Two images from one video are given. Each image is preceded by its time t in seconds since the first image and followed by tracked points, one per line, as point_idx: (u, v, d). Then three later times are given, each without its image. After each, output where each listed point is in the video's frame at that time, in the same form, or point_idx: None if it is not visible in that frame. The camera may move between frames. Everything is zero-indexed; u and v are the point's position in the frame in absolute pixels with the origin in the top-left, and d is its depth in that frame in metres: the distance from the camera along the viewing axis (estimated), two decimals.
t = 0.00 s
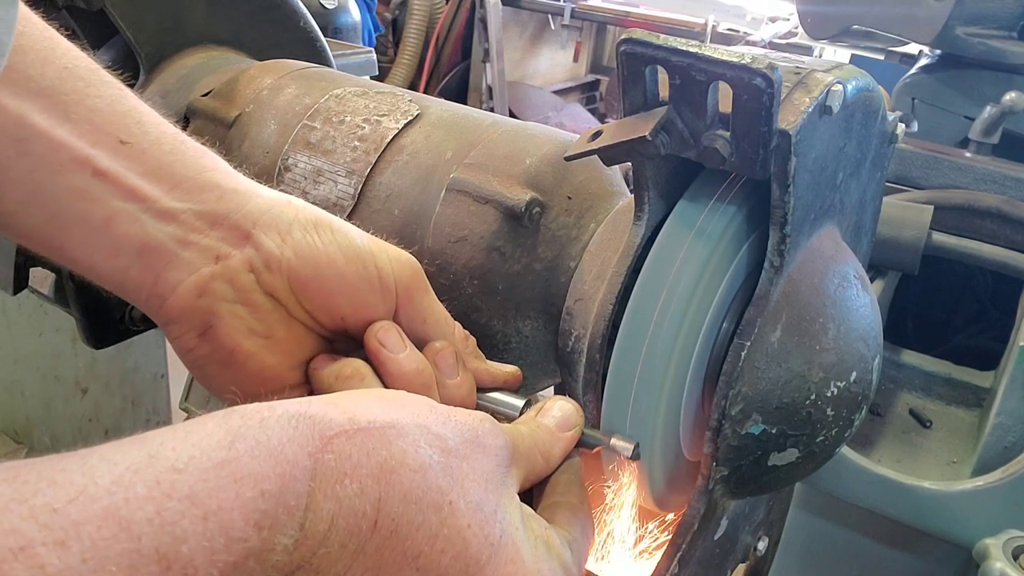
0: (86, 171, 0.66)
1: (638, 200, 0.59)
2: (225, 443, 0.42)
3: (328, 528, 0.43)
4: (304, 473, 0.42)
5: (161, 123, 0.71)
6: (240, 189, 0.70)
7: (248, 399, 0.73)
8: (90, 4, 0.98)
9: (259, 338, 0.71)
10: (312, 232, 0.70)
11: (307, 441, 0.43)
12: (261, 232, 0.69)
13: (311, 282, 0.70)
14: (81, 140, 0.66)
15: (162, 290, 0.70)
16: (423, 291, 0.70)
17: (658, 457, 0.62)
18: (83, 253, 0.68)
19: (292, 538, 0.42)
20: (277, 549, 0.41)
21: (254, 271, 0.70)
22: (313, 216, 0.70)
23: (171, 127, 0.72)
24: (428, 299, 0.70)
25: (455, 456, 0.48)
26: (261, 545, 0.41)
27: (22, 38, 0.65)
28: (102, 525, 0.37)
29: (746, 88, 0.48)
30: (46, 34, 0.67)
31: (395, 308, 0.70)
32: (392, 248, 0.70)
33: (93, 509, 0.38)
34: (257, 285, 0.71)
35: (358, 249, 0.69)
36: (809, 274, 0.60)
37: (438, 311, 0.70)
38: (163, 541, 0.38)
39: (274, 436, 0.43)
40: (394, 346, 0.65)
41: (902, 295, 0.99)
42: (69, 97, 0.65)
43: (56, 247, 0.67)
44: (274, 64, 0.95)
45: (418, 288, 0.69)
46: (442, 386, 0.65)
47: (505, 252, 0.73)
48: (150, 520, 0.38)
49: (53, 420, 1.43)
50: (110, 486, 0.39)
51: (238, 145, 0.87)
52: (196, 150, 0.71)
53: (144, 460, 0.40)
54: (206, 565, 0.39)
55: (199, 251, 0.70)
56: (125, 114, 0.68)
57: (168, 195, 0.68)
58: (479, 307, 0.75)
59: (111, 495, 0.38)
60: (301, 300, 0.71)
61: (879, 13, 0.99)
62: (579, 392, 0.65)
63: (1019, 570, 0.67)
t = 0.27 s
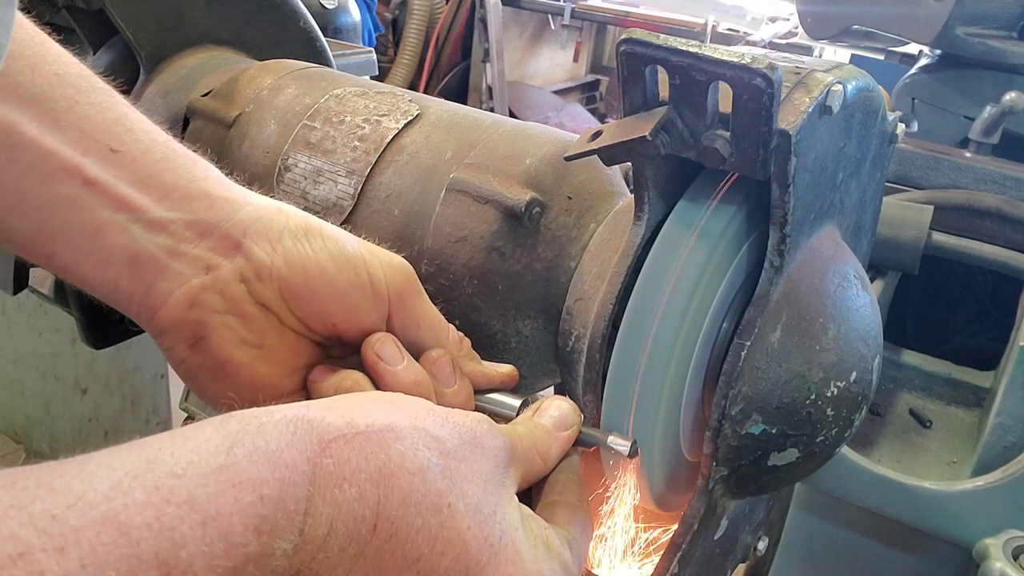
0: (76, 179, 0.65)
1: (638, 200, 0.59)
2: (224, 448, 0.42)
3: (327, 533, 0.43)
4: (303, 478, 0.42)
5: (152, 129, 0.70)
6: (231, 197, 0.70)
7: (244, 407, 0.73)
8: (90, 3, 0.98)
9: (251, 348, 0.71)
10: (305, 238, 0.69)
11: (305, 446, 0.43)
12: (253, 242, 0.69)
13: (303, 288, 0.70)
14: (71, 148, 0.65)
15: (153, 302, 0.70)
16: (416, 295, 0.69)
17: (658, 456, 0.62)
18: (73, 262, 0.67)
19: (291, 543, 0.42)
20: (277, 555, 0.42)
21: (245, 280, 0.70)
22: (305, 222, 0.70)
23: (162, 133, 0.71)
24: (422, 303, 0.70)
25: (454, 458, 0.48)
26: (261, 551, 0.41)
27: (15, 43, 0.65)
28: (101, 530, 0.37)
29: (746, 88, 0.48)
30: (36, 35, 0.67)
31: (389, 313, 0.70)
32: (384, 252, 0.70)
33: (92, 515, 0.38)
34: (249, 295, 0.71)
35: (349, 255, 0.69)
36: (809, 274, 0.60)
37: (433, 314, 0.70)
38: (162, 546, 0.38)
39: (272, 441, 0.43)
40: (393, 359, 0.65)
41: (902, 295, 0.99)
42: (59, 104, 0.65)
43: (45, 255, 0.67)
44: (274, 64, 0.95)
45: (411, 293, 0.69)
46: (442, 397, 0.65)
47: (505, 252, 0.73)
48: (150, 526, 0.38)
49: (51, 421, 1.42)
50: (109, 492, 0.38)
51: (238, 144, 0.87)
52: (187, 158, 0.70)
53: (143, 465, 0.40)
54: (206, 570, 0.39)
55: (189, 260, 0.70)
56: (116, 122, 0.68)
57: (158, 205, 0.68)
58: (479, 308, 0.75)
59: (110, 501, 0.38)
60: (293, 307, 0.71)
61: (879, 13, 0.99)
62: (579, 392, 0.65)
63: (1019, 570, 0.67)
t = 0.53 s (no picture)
0: (71, 185, 0.65)
1: (638, 200, 0.59)
2: (219, 451, 0.42)
3: (324, 536, 0.43)
4: (298, 481, 0.43)
5: (147, 131, 0.70)
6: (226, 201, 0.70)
7: (240, 410, 0.73)
8: (89, 3, 0.98)
9: (246, 352, 0.72)
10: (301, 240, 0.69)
11: (301, 449, 0.43)
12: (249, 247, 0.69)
13: (300, 290, 0.70)
14: (66, 152, 0.65)
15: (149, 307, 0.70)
16: (412, 296, 0.69)
17: (658, 456, 0.62)
18: (68, 266, 0.67)
19: (287, 546, 0.42)
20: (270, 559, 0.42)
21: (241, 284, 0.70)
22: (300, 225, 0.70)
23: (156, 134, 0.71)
24: (418, 303, 0.70)
25: (452, 459, 0.48)
26: (257, 555, 0.41)
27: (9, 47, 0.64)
28: (94, 533, 0.37)
29: (746, 88, 0.48)
30: (30, 38, 0.67)
31: (385, 315, 0.70)
32: (380, 252, 0.70)
33: (86, 518, 0.37)
34: (244, 299, 0.70)
35: (345, 257, 0.69)
36: (809, 274, 0.60)
37: (429, 314, 0.70)
38: (156, 549, 0.38)
39: (268, 444, 0.43)
40: (392, 364, 0.65)
41: (901, 295, 0.99)
42: (52, 107, 0.64)
43: (41, 260, 0.66)
44: (275, 64, 0.95)
45: (408, 293, 0.69)
46: (442, 402, 0.65)
47: (505, 252, 0.73)
48: (144, 529, 0.38)
49: (51, 421, 1.42)
50: (103, 495, 0.38)
51: (238, 144, 0.87)
52: (183, 160, 0.70)
53: (137, 468, 0.40)
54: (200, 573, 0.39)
55: (185, 265, 0.70)
56: (110, 124, 0.67)
57: (154, 209, 0.68)
58: (479, 307, 0.75)
59: (104, 504, 0.38)
60: (290, 311, 0.71)
61: (879, 13, 0.99)
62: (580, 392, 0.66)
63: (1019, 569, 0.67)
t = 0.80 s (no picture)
0: (50, 202, 0.64)
1: (638, 200, 0.59)
2: (174, 479, 0.42)
3: (282, 562, 0.44)
4: (252, 511, 0.43)
5: (130, 132, 0.66)
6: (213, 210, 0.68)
7: (219, 420, 0.75)
8: (90, 3, 0.98)
9: (223, 370, 0.72)
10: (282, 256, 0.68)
11: (256, 479, 0.43)
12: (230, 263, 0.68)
13: (279, 310, 0.69)
14: (45, 168, 0.63)
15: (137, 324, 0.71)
16: (394, 308, 0.67)
17: (658, 456, 0.62)
18: (51, 277, 0.68)
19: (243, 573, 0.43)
20: None
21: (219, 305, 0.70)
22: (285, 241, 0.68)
23: (138, 131, 0.67)
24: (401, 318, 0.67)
25: (416, 483, 0.48)
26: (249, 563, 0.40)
27: None
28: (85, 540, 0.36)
29: (746, 88, 0.48)
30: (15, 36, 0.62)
31: (365, 331, 0.69)
32: (358, 267, 0.68)
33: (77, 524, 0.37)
34: (217, 318, 0.71)
35: (322, 274, 0.67)
36: (809, 274, 0.60)
37: (418, 325, 0.67)
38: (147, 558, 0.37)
39: (223, 473, 0.43)
40: (372, 396, 0.64)
41: (901, 295, 0.99)
42: (31, 119, 0.61)
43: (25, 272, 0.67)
44: (274, 64, 0.95)
45: (389, 309, 0.67)
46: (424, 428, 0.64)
47: (505, 252, 0.73)
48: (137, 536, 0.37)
49: (51, 421, 1.42)
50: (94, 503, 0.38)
51: (238, 144, 0.87)
52: (166, 168, 0.67)
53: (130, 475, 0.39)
54: None
55: (161, 284, 0.69)
56: (92, 133, 0.64)
57: (132, 227, 0.66)
58: (479, 308, 0.75)
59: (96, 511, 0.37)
60: (267, 329, 0.71)
61: (879, 13, 0.99)
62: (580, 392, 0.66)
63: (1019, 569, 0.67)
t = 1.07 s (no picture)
0: (53, 219, 0.70)
1: (639, 200, 0.59)
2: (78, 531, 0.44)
3: None
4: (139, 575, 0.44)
5: (125, 143, 0.69)
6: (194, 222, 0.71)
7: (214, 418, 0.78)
8: (90, 3, 0.98)
9: (205, 377, 0.76)
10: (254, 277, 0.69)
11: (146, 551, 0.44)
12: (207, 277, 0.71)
13: (242, 324, 0.71)
14: (45, 186, 0.68)
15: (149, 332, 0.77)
16: (354, 334, 0.64)
17: (658, 455, 0.62)
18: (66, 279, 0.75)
19: None
20: None
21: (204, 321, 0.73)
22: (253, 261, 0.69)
23: (136, 138, 0.70)
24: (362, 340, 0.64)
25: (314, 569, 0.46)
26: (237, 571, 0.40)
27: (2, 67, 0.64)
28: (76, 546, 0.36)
29: (746, 88, 0.48)
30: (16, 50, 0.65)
31: (330, 351, 0.68)
32: (319, 293, 0.66)
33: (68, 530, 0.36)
34: (194, 329, 0.75)
35: (277, 295, 0.68)
36: (809, 274, 0.60)
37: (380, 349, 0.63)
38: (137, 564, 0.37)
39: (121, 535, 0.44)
40: (350, 450, 0.65)
41: (901, 295, 0.99)
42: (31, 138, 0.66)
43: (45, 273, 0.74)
44: (274, 64, 0.95)
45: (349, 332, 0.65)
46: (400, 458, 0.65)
47: (505, 252, 0.73)
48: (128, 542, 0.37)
49: (51, 420, 1.39)
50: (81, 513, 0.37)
51: (238, 144, 0.87)
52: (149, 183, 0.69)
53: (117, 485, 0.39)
54: None
55: (152, 293, 0.74)
56: (87, 151, 0.67)
57: (121, 243, 0.71)
58: (479, 308, 0.75)
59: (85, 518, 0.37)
60: (242, 342, 0.73)
61: (879, 13, 0.99)
62: (581, 392, 0.66)
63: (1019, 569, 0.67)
